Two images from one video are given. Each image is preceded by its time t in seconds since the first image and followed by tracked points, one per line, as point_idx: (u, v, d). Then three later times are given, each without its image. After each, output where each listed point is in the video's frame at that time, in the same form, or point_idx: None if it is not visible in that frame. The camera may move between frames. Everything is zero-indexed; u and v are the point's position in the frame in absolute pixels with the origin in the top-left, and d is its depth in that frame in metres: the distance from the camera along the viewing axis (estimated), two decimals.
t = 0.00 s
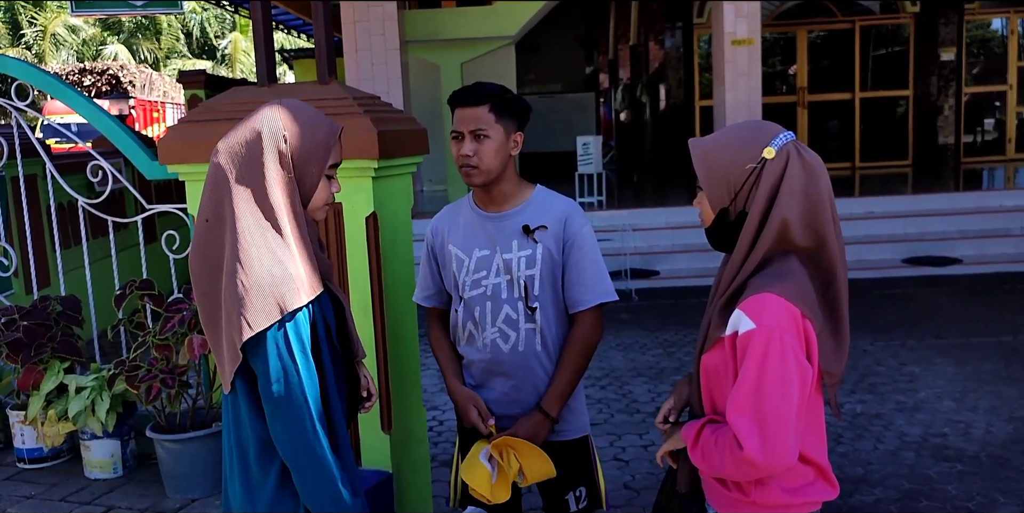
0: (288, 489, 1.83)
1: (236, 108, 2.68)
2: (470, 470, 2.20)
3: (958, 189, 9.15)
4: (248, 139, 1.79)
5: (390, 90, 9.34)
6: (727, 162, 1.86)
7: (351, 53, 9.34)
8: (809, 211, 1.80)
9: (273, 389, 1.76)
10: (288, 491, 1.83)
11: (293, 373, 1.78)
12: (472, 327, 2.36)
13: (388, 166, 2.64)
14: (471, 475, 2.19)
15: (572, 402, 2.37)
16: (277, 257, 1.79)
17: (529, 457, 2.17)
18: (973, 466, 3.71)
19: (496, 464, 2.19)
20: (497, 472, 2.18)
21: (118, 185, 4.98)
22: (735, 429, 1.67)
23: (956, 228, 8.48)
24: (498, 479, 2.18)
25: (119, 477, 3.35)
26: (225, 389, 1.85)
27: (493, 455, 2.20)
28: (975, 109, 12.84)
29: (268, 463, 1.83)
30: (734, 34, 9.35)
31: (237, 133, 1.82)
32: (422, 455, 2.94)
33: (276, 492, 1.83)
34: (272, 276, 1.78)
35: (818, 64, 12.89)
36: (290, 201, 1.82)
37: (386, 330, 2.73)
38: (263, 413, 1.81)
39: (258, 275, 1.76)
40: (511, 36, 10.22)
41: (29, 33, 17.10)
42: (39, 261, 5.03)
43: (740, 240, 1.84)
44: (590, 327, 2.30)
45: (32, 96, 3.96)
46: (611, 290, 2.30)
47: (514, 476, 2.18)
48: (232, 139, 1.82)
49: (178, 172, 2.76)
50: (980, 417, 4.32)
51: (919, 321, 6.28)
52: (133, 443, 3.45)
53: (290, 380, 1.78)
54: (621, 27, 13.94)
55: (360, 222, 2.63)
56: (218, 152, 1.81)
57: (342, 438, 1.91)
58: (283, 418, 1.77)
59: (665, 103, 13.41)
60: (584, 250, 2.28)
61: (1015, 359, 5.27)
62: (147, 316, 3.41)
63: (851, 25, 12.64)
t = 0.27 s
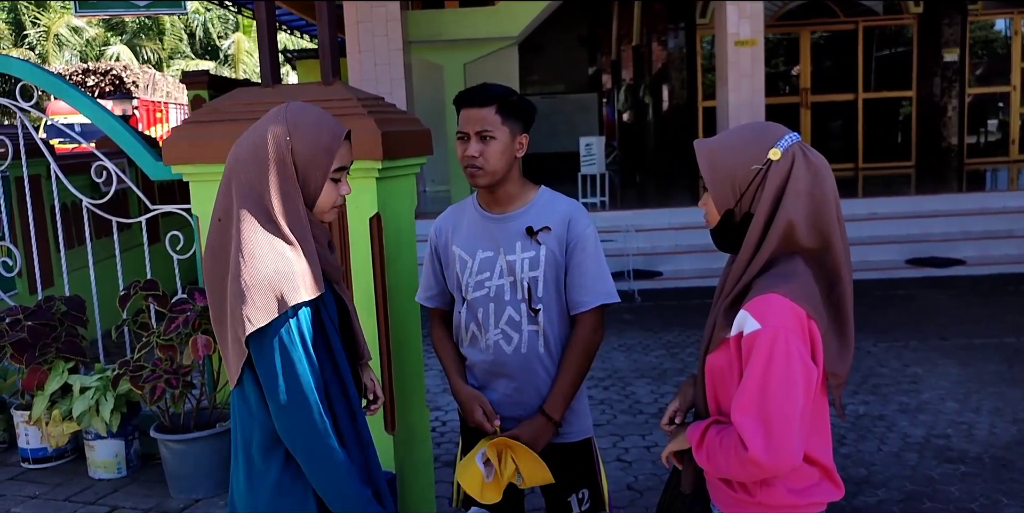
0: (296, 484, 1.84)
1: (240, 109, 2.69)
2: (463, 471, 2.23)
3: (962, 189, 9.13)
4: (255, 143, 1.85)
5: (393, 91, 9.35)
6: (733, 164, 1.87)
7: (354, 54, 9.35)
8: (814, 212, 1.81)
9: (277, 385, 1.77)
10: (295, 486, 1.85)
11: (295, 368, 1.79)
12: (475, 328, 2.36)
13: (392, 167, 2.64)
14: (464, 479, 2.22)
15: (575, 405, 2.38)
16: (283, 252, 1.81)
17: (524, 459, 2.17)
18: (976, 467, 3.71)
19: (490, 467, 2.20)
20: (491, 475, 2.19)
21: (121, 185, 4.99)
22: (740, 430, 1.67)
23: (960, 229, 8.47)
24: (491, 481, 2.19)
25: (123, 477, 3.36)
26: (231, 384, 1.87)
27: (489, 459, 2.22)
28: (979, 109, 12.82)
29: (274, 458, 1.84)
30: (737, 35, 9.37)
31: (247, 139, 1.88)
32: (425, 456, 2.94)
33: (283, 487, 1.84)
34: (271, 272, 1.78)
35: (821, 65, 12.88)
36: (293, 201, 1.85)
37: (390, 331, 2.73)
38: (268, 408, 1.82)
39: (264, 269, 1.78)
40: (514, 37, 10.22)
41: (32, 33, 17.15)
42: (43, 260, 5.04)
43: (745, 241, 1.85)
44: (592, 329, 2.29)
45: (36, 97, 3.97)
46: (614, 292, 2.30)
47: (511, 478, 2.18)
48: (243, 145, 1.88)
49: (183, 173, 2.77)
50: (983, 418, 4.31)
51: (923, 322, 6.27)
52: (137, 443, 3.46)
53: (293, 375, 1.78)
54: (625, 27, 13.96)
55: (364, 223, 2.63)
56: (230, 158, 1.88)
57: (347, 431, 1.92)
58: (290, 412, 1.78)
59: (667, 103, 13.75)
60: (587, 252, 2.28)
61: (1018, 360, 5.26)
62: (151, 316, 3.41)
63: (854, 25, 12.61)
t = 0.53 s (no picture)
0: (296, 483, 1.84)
1: (245, 110, 2.69)
2: (462, 476, 2.25)
3: (966, 190, 9.12)
4: (260, 149, 1.88)
5: (397, 91, 9.36)
6: (739, 165, 1.86)
7: (357, 55, 9.36)
8: (819, 213, 1.81)
9: (276, 382, 1.77)
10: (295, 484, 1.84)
11: (293, 366, 1.79)
12: (478, 329, 2.37)
13: (396, 168, 2.64)
14: (462, 484, 2.23)
15: (578, 406, 2.38)
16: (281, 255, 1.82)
17: (524, 463, 2.17)
18: (980, 468, 3.70)
19: (487, 472, 2.21)
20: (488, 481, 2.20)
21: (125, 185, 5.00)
22: (746, 430, 1.67)
23: (964, 230, 8.45)
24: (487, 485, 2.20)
25: (128, 476, 3.37)
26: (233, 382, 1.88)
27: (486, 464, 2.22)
28: (982, 110, 12.78)
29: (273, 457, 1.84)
30: (741, 36, 9.36)
31: (255, 144, 1.91)
32: (429, 456, 2.94)
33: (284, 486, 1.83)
34: (266, 273, 1.79)
35: (825, 66, 12.87)
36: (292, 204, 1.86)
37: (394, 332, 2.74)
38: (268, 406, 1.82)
39: (262, 271, 1.79)
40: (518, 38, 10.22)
41: (36, 34, 17.20)
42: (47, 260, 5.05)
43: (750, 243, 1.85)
44: (594, 330, 2.29)
45: (42, 98, 3.97)
46: (615, 294, 2.29)
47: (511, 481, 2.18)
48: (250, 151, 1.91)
49: (188, 173, 2.77)
50: (987, 419, 4.31)
51: (926, 323, 6.26)
52: (142, 443, 3.47)
53: (292, 373, 1.79)
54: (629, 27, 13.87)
55: (369, 224, 2.64)
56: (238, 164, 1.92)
57: (350, 435, 1.92)
58: (289, 414, 1.78)
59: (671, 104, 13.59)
60: (590, 253, 2.27)
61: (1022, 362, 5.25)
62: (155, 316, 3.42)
63: (857, 26, 12.61)
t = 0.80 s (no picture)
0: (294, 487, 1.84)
1: (248, 110, 2.70)
2: (467, 482, 2.25)
3: (969, 191, 9.10)
4: (255, 151, 1.88)
5: (400, 92, 9.37)
6: (744, 165, 1.86)
7: (360, 55, 9.36)
8: (824, 212, 1.81)
9: (277, 384, 1.79)
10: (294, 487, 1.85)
11: (295, 369, 1.80)
12: (481, 329, 2.37)
13: (399, 168, 2.64)
14: (467, 488, 2.24)
15: (581, 406, 2.38)
16: (282, 256, 1.83)
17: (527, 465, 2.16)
18: (984, 469, 3.69)
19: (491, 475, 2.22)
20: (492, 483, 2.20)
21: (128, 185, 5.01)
22: (753, 431, 1.67)
23: (967, 231, 8.43)
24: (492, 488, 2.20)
25: (131, 476, 3.37)
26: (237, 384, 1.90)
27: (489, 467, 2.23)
28: (986, 111, 12.72)
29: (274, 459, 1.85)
30: (744, 36, 9.34)
31: (251, 145, 1.91)
32: (432, 456, 2.95)
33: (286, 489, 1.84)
34: (271, 277, 1.81)
35: (828, 66, 12.86)
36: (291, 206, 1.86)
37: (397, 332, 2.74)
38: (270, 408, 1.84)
39: (265, 275, 1.81)
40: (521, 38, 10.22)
41: (40, 34, 17.26)
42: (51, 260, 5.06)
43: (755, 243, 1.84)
44: (597, 330, 2.29)
45: (46, 98, 3.98)
46: (618, 294, 2.29)
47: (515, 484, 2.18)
48: (243, 153, 1.90)
49: (191, 173, 2.77)
50: (991, 420, 4.30)
51: (930, 324, 6.24)
52: (145, 443, 3.47)
53: (293, 376, 1.80)
54: (632, 28, 13.86)
55: (371, 223, 2.64)
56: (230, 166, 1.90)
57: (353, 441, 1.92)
58: (288, 415, 1.79)
59: (674, 105, 13.49)
60: (592, 253, 2.27)
61: None
62: (159, 316, 3.42)
63: (860, 27, 12.61)
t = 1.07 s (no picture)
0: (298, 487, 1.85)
1: (252, 109, 2.70)
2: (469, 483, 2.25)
3: (973, 191, 9.08)
4: (258, 154, 1.87)
5: (403, 91, 9.38)
6: (749, 165, 1.86)
7: (364, 54, 9.36)
8: (831, 212, 1.81)
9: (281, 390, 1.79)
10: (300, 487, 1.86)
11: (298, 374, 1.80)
12: (485, 329, 2.37)
13: (402, 167, 2.64)
14: (470, 488, 2.24)
15: (584, 405, 2.38)
16: (290, 255, 1.83)
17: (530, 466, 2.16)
18: (987, 469, 3.69)
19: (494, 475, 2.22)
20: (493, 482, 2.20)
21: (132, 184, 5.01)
22: (761, 431, 1.67)
23: (971, 230, 8.42)
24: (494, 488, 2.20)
25: (135, 475, 3.38)
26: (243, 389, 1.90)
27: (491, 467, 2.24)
28: (991, 110, 12.70)
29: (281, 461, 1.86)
30: (748, 36, 9.32)
31: (253, 148, 1.90)
32: (435, 455, 2.95)
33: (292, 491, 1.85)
34: (280, 280, 1.81)
35: (832, 65, 12.84)
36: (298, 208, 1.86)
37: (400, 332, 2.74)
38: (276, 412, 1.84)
39: (272, 278, 1.81)
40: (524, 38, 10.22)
41: (44, 34, 17.30)
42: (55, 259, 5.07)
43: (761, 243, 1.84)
44: (600, 330, 2.29)
45: (50, 97, 3.99)
46: (620, 294, 2.29)
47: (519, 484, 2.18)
48: (246, 156, 1.90)
49: (195, 172, 2.78)
50: (994, 420, 4.29)
51: (934, 324, 6.23)
52: (149, 442, 3.48)
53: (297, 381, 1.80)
54: (635, 28, 13.91)
55: (375, 223, 2.64)
56: (233, 169, 1.90)
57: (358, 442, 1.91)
58: (293, 419, 1.79)
59: (678, 105, 13.52)
60: (596, 253, 2.27)
61: None
62: (162, 315, 3.42)
63: (865, 26, 12.56)
